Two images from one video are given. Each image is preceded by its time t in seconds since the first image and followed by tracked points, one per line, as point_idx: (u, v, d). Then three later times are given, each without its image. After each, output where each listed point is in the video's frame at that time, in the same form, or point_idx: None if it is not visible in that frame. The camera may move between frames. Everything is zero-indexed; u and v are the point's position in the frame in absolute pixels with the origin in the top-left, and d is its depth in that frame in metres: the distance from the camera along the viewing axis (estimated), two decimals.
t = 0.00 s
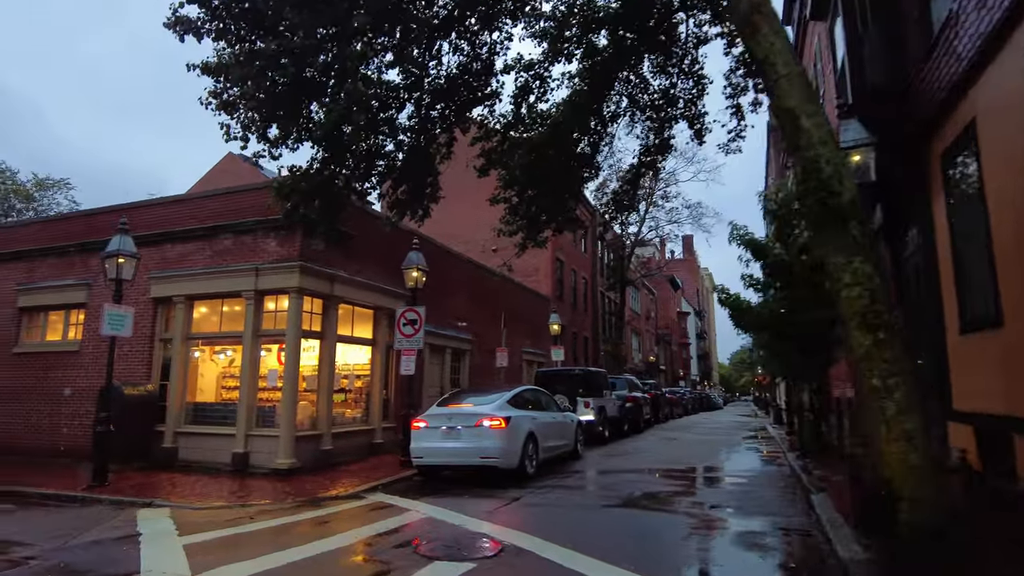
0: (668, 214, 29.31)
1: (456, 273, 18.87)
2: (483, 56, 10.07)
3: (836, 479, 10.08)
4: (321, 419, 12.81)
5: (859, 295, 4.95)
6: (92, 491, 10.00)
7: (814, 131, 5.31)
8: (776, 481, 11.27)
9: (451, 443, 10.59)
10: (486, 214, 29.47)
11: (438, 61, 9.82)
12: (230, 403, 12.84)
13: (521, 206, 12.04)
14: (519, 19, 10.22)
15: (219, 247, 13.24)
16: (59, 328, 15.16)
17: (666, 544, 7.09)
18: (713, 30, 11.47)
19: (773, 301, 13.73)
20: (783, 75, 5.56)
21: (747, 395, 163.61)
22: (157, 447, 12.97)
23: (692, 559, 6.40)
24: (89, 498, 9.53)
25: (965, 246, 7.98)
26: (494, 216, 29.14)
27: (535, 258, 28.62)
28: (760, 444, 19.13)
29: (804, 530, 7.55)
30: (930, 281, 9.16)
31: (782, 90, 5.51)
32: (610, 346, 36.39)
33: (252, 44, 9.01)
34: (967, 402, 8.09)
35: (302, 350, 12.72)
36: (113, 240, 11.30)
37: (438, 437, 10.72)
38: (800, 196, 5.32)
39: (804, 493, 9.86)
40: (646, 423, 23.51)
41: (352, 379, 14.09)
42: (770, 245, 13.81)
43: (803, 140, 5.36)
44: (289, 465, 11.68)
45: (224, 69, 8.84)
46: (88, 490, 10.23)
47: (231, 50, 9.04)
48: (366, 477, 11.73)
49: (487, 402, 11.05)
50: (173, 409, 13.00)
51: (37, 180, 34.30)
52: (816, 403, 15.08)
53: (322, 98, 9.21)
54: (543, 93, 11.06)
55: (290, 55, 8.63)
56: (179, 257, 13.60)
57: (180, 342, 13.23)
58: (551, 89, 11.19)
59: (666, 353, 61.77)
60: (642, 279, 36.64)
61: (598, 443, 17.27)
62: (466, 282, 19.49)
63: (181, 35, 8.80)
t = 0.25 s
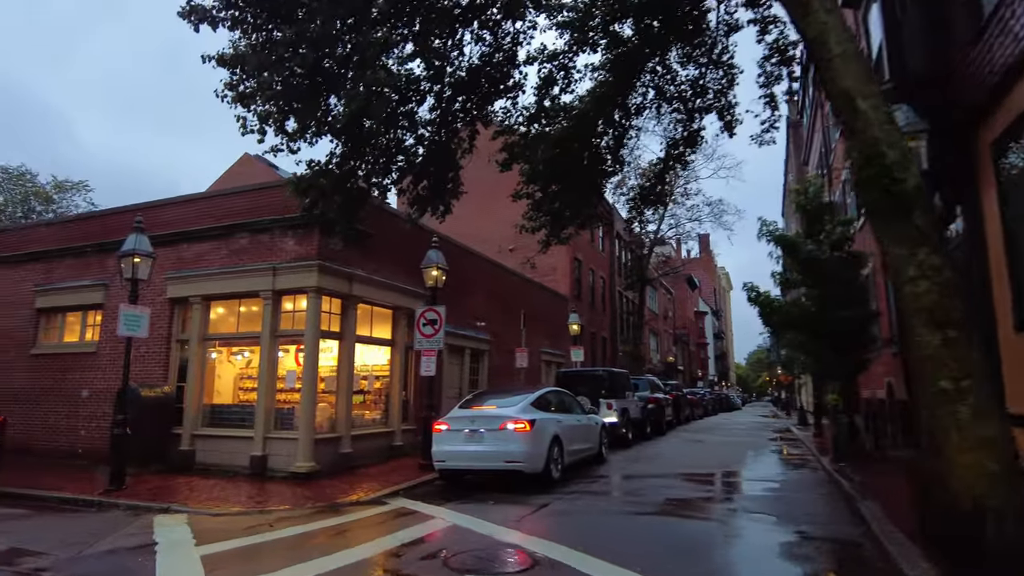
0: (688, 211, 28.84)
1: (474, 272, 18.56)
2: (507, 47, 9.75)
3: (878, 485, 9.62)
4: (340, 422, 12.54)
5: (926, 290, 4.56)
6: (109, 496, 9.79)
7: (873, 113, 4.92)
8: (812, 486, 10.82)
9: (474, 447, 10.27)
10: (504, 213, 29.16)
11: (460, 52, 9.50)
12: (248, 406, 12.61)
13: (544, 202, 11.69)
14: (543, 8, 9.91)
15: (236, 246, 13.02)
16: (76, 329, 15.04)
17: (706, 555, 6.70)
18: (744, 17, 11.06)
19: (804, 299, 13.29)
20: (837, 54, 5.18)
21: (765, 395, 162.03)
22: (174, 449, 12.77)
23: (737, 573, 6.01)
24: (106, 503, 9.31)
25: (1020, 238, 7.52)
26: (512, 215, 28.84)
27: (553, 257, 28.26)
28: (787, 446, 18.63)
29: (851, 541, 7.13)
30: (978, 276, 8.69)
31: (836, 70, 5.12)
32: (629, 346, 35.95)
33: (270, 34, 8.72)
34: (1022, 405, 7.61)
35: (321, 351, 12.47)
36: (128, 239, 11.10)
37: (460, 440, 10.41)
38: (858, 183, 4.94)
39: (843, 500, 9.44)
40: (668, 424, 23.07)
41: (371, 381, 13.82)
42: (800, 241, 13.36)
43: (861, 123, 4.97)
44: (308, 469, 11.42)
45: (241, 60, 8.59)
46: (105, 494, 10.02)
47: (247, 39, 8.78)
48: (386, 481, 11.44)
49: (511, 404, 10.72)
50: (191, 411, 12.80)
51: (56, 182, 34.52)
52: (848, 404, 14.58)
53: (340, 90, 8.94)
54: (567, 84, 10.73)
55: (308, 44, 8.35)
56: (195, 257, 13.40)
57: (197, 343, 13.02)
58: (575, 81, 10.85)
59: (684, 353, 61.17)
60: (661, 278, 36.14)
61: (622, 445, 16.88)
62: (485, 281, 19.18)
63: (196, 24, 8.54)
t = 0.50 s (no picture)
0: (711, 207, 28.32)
1: (496, 268, 18.26)
2: (534, 32, 9.41)
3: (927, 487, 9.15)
4: (363, 421, 12.30)
5: (1010, 274, 4.14)
6: (130, 496, 9.62)
7: (945, 83, 4.52)
8: (854, 488, 10.36)
9: (501, 446, 9.96)
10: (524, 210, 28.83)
11: (486, 39, 9.19)
12: (270, 404, 12.42)
13: (571, 194, 11.36)
14: None
15: (257, 242, 12.83)
16: (98, 328, 14.96)
17: (754, 561, 6.31)
18: None
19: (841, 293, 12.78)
20: (903, 22, 4.79)
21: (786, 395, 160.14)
22: (196, 449, 12.61)
23: None
24: (127, 504, 9.13)
25: None
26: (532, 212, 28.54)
27: (574, 255, 27.90)
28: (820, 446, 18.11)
29: (908, 548, 6.69)
30: None
31: (903, 39, 4.73)
32: (651, 345, 35.47)
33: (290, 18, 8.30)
34: None
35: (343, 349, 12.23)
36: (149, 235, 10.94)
37: (487, 440, 10.10)
38: (930, 160, 4.55)
39: (889, 503, 9.00)
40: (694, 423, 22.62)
41: (393, 379, 13.57)
42: (837, 233, 12.88)
43: (931, 95, 4.58)
44: (332, 469, 11.19)
45: (262, 46, 8.35)
46: (127, 494, 9.86)
47: (268, 25, 8.54)
48: (410, 481, 11.17)
49: (538, 402, 10.39)
50: (212, 410, 12.63)
51: (79, 183, 34.85)
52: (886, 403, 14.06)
53: (364, 78, 8.68)
54: (595, 72, 10.39)
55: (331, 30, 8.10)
56: (216, 254, 13.24)
57: (218, 341, 12.87)
58: (604, 68, 10.55)
59: (705, 352, 60.51)
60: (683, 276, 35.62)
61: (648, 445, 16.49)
62: (506, 278, 18.86)
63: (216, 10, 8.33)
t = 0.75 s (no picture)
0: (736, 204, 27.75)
1: (518, 268, 17.92)
2: (562, 20, 9.04)
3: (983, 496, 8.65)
4: (386, 424, 12.02)
5: None
6: (150, 501, 9.40)
7: None
8: (900, 495, 9.87)
9: (529, 451, 9.61)
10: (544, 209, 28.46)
11: (513, 28, 8.85)
12: (291, 407, 12.18)
13: (598, 189, 10.96)
14: None
15: (277, 242, 12.60)
16: (119, 329, 14.84)
17: None
18: None
19: (880, 290, 12.22)
20: None
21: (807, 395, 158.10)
22: (216, 452, 12.41)
23: None
24: (146, 509, 8.89)
25: None
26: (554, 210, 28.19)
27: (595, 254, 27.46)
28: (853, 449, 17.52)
29: (974, 562, 6.24)
30: None
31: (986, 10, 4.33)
32: (673, 345, 34.90)
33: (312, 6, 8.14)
34: None
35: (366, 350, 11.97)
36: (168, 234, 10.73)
37: (514, 444, 9.76)
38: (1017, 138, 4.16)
39: (941, 513, 8.53)
40: (720, 425, 22.10)
41: (416, 380, 13.28)
42: (875, 229, 12.37)
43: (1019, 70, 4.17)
44: (354, 473, 10.92)
45: (283, 36, 8.09)
46: (147, 498, 9.65)
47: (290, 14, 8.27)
48: (435, 486, 10.85)
49: (567, 405, 10.05)
50: (233, 413, 12.42)
51: (101, 185, 35.12)
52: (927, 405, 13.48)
53: (387, 70, 8.39)
54: (625, 61, 10.01)
55: (353, 19, 7.81)
56: (236, 254, 13.05)
57: (238, 342, 12.67)
58: (634, 58, 10.18)
59: (726, 352, 59.70)
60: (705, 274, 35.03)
61: (676, 448, 16.03)
62: (528, 278, 18.52)
63: None
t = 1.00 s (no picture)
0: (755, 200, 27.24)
1: (535, 264, 17.59)
2: (584, 5, 8.60)
3: None
4: (403, 424, 11.73)
5: None
6: (163, 503, 9.18)
7: None
8: (940, 498, 9.43)
9: (551, 452, 9.30)
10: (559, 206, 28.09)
11: (534, 13, 8.50)
12: (305, 406, 11.93)
13: (621, 181, 10.59)
14: None
15: (291, 238, 12.36)
16: (132, 328, 14.68)
17: None
18: None
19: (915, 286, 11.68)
20: None
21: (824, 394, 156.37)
22: (230, 452, 12.19)
23: None
24: (159, 512, 8.66)
25: None
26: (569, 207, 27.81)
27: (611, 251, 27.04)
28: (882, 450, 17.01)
29: None
30: None
31: None
32: (690, 343, 34.40)
33: None
34: None
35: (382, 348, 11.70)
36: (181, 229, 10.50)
37: (535, 445, 9.44)
38: None
39: (988, 518, 8.09)
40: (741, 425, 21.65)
41: (432, 379, 12.99)
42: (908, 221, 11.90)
43: None
44: (371, 474, 10.64)
45: (297, 22, 7.84)
46: (160, 500, 9.42)
47: None
48: (453, 488, 10.56)
49: (590, 404, 9.72)
50: (247, 412, 12.20)
51: (115, 185, 35.18)
52: (964, 406, 12.92)
53: (404, 58, 8.10)
54: (650, 48, 9.64)
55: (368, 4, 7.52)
56: (250, 250, 12.82)
57: (252, 341, 12.44)
58: (659, 44, 9.82)
59: (743, 351, 58.99)
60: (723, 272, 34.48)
61: (699, 449, 15.62)
62: (546, 275, 18.17)
63: None
